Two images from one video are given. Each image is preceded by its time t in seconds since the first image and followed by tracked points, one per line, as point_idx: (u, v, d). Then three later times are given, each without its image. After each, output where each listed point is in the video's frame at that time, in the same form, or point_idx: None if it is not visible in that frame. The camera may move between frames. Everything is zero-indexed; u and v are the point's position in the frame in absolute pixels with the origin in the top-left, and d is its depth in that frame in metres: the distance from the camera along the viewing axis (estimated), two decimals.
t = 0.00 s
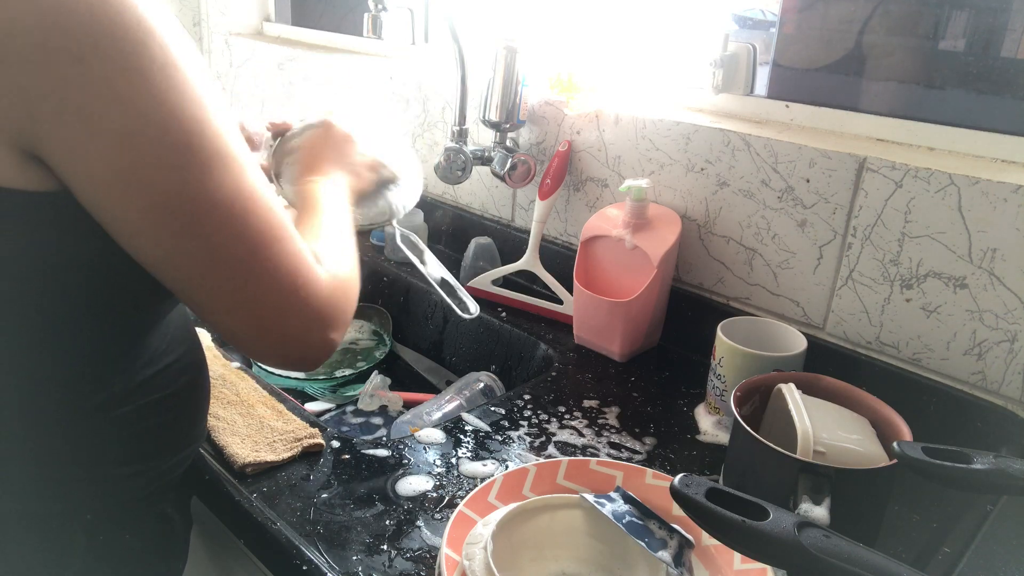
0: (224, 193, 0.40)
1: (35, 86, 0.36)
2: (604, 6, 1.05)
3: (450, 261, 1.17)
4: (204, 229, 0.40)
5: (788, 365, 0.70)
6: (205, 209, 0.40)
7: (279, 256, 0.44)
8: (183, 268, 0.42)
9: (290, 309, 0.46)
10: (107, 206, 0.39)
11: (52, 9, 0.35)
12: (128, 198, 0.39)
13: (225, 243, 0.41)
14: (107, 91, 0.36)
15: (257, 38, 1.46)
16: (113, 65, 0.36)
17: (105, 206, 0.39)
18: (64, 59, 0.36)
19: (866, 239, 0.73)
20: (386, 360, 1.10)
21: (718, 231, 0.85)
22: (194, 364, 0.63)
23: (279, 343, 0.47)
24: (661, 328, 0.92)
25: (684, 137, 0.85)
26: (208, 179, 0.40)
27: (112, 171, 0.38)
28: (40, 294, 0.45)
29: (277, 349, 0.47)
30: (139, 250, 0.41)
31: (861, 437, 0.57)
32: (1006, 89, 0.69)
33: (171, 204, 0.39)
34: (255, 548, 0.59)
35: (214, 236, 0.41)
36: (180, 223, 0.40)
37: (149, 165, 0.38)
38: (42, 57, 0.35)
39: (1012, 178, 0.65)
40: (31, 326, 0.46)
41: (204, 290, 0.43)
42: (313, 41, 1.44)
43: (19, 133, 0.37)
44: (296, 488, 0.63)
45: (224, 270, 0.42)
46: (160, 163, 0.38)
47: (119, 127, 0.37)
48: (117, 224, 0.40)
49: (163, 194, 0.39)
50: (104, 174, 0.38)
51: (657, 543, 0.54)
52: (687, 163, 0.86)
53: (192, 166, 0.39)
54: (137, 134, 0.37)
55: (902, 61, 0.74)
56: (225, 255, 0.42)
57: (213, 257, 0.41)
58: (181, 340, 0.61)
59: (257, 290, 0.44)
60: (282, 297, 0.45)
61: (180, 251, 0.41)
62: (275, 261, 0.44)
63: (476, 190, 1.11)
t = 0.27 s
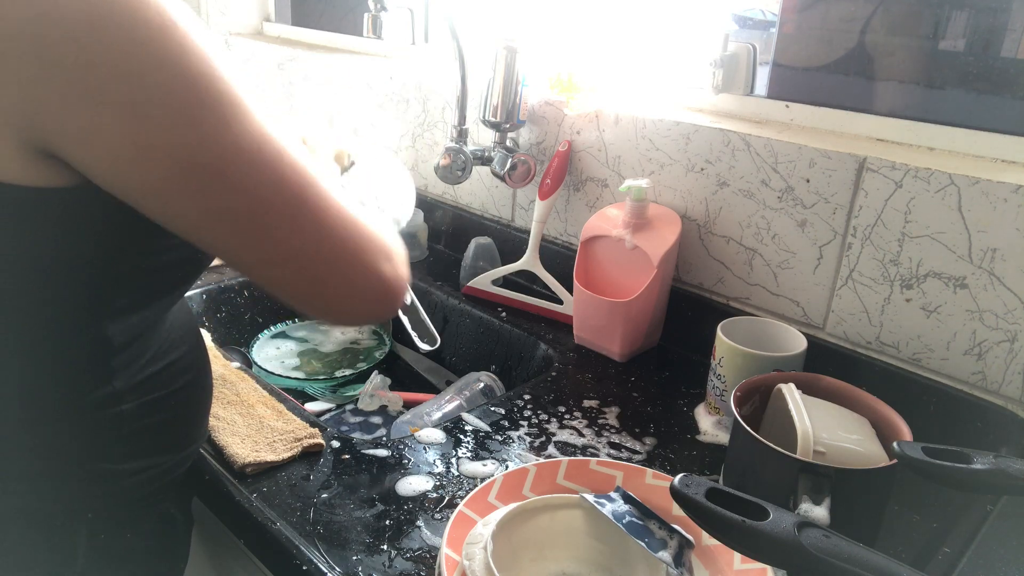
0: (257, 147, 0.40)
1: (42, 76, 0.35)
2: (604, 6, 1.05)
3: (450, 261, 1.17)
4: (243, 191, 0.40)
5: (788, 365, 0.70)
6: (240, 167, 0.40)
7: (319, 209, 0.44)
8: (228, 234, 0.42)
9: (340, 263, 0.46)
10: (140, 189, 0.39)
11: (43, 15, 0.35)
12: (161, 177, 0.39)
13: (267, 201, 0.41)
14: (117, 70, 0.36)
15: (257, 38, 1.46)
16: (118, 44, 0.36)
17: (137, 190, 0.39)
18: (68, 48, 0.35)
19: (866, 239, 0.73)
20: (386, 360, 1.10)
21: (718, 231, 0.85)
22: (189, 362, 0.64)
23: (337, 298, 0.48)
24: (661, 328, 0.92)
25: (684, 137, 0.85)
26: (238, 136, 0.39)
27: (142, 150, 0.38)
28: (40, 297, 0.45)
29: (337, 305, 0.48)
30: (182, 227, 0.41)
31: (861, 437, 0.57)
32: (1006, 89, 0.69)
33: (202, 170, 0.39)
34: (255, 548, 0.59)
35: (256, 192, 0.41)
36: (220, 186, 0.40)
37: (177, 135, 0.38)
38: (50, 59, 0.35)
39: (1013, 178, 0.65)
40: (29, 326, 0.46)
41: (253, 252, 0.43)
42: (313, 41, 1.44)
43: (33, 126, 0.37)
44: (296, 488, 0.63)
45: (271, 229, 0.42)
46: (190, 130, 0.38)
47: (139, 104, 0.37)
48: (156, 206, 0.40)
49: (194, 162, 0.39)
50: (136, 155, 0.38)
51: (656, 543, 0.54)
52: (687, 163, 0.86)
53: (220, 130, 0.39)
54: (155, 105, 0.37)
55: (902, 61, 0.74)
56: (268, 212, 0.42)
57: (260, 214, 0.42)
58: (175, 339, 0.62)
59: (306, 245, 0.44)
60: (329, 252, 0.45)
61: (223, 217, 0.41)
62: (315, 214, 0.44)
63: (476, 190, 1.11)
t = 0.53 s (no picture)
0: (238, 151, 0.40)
1: (23, 84, 0.35)
2: (603, 6, 1.05)
3: (450, 261, 1.17)
4: (227, 195, 0.40)
5: (788, 365, 0.70)
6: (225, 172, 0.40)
7: (304, 212, 0.44)
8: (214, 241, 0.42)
9: (327, 265, 0.46)
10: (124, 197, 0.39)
11: (27, 13, 0.34)
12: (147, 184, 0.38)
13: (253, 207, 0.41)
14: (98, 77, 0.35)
15: (256, 38, 1.46)
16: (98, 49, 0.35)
17: (119, 199, 0.39)
18: (45, 55, 0.34)
19: (866, 239, 0.73)
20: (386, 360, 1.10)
21: (718, 231, 0.85)
22: (186, 362, 0.63)
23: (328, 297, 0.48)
24: (661, 328, 0.92)
25: (684, 137, 0.85)
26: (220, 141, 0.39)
27: (122, 158, 0.37)
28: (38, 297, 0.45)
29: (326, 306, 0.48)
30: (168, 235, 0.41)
31: (862, 437, 0.57)
32: (1005, 90, 0.69)
33: (185, 178, 0.39)
34: (255, 549, 0.59)
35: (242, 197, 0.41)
36: (204, 192, 0.40)
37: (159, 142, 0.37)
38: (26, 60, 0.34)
39: (1013, 178, 0.65)
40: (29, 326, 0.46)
41: (242, 258, 0.43)
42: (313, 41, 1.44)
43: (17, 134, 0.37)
44: (296, 488, 0.63)
45: (257, 233, 0.42)
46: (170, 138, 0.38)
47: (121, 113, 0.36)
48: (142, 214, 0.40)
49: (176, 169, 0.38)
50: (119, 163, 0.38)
51: (657, 543, 0.54)
52: (687, 163, 0.86)
53: (200, 135, 0.38)
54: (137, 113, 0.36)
55: (902, 61, 0.74)
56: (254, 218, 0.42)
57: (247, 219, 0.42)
58: (173, 339, 0.62)
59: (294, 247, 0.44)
60: (317, 255, 0.45)
61: (210, 224, 0.41)
62: (299, 217, 0.44)
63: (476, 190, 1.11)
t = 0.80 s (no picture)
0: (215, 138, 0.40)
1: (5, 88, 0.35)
2: (604, 6, 1.05)
3: (450, 261, 1.17)
4: (210, 183, 0.40)
5: (788, 365, 0.70)
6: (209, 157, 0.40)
7: (289, 196, 0.44)
8: (198, 225, 0.42)
9: (319, 241, 0.46)
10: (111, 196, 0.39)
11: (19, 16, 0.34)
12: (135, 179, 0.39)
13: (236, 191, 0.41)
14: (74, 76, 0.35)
15: (257, 38, 1.46)
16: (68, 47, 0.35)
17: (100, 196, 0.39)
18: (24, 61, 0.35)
19: (866, 239, 0.73)
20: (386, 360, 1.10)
21: (718, 231, 0.85)
22: (182, 361, 0.63)
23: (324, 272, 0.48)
24: (661, 328, 0.92)
25: (684, 137, 0.85)
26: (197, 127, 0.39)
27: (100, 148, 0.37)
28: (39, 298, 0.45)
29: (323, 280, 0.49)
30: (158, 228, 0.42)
31: (862, 437, 0.57)
32: (1005, 89, 0.69)
33: (167, 168, 0.39)
34: (255, 548, 0.59)
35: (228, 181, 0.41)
36: (190, 179, 0.40)
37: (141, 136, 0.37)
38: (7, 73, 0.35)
39: (1013, 178, 0.65)
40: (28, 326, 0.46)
41: (234, 241, 0.43)
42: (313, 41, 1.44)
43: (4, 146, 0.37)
44: (296, 488, 0.63)
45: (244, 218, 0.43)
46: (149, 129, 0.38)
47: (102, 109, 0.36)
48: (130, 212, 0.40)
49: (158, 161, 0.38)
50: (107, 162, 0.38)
51: (657, 543, 0.54)
52: (687, 163, 0.86)
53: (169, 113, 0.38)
54: (116, 109, 0.37)
55: (902, 60, 0.74)
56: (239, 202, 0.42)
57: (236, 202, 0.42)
58: (170, 338, 0.62)
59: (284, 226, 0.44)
60: (308, 232, 0.46)
61: (198, 212, 0.41)
62: (285, 200, 0.44)
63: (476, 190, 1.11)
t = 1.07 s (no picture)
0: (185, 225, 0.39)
1: None
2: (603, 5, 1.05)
3: (450, 261, 1.17)
4: (163, 274, 0.39)
5: (788, 365, 0.70)
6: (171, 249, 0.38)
7: (234, 283, 0.42)
8: (131, 297, 0.39)
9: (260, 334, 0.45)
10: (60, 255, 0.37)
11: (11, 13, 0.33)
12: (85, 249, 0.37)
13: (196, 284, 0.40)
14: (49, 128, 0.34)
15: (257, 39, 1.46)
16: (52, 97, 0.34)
17: (38, 236, 0.37)
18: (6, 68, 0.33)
19: (866, 239, 0.73)
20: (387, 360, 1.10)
21: (718, 231, 0.85)
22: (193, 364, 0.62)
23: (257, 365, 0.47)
24: (661, 328, 0.92)
25: (684, 137, 0.85)
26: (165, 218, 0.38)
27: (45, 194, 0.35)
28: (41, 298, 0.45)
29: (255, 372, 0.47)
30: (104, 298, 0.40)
31: (862, 437, 0.57)
32: (1005, 89, 0.69)
33: (123, 247, 0.37)
34: (255, 548, 0.59)
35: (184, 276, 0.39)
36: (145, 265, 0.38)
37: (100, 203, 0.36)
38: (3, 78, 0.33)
39: (1013, 178, 0.65)
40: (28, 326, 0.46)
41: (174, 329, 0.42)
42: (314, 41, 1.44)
43: None
44: (296, 488, 0.63)
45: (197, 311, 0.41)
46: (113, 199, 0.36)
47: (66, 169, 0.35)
48: (75, 275, 0.39)
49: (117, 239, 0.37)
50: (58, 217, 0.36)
51: (657, 543, 0.54)
52: (687, 163, 0.86)
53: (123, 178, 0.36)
54: (82, 172, 0.35)
55: (902, 60, 0.74)
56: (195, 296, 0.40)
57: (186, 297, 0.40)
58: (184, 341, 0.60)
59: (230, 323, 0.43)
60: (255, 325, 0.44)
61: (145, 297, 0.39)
62: (238, 297, 0.42)
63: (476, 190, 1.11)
